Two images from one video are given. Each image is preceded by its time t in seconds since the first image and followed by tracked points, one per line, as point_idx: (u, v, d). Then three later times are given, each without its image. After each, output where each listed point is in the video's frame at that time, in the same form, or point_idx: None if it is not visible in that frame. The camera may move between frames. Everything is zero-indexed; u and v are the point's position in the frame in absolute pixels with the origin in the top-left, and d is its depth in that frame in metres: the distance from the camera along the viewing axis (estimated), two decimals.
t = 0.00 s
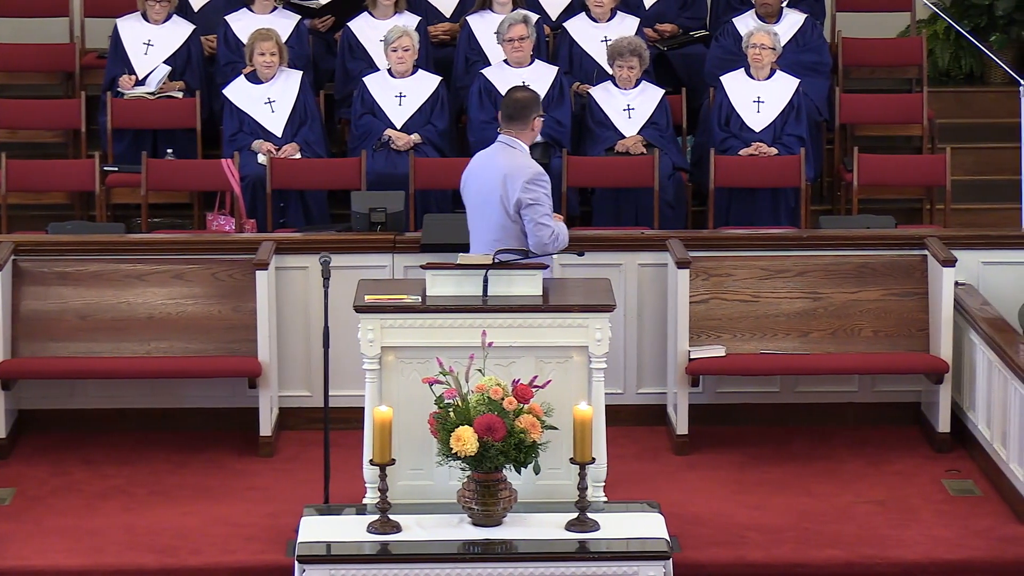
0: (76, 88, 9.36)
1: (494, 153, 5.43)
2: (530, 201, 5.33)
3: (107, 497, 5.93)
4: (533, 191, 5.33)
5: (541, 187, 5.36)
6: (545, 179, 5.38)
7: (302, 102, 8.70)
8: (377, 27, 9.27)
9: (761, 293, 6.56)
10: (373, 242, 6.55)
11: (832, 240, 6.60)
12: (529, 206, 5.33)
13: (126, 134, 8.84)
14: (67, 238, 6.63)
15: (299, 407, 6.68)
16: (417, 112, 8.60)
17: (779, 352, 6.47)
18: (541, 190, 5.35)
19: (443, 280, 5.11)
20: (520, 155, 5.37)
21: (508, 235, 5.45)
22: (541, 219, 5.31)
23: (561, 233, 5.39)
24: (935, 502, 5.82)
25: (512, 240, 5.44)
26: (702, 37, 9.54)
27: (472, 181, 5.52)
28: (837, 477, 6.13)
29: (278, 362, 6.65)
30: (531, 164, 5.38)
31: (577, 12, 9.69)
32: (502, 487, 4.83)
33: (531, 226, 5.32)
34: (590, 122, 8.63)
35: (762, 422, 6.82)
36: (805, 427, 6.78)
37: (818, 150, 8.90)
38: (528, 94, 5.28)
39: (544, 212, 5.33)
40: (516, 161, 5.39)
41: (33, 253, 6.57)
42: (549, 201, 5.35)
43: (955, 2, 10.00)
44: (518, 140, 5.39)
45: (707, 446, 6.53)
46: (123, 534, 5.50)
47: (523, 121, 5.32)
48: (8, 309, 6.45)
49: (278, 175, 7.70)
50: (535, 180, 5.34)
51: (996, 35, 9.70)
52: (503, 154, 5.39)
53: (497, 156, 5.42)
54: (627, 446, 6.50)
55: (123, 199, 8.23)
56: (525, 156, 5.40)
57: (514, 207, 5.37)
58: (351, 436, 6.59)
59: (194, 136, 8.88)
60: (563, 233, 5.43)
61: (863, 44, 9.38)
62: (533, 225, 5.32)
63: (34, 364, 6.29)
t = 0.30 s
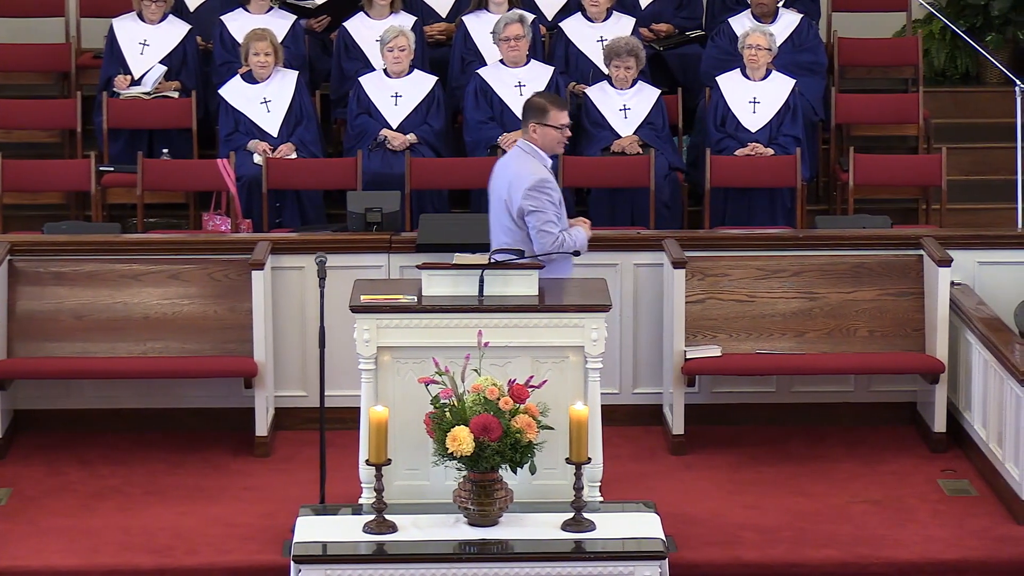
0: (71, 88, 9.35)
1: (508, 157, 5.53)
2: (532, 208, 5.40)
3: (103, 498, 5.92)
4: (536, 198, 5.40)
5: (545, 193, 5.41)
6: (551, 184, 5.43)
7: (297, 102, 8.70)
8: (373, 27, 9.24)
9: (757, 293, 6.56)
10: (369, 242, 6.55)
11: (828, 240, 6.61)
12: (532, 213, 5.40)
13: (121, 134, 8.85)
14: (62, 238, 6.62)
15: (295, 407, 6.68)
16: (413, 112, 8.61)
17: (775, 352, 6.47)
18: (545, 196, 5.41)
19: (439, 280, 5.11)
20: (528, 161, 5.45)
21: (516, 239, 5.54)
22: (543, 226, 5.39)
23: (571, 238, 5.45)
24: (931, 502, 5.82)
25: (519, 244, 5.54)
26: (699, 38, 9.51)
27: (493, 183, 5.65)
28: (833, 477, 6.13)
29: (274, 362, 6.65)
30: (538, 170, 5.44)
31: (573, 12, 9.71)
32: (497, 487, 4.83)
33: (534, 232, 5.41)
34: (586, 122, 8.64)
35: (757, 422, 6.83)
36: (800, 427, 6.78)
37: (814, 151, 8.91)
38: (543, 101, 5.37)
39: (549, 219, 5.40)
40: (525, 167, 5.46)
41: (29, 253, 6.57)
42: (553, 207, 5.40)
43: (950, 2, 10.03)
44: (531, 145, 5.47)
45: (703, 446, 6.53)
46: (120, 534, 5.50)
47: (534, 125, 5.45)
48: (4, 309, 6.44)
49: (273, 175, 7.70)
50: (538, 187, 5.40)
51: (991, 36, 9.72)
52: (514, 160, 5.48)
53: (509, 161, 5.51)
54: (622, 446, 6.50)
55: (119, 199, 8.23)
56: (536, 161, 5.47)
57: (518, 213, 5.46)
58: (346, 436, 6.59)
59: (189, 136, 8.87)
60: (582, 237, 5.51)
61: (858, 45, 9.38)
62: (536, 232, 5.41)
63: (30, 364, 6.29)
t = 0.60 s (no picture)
0: (65, 88, 9.35)
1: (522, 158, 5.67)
2: (523, 208, 5.53)
3: (96, 498, 5.92)
4: (527, 199, 5.51)
5: (537, 194, 5.50)
6: (545, 186, 5.51)
7: (291, 101, 8.69)
8: (367, 26, 9.26)
9: (750, 293, 6.56)
10: (363, 242, 6.55)
11: (822, 240, 6.61)
12: (522, 212, 5.53)
13: (115, 135, 8.85)
14: (56, 238, 6.62)
15: (289, 407, 6.68)
16: (406, 112, 8.60)
17: (769, 352, 6.47)
18: (536, 197, 5.50)
19: (433, 280, 5.12)
20: (531, 162, 5.56)
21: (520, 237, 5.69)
22: (530, 226, 5.51)
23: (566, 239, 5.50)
24: (925, 502, 5.82)
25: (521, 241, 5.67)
26: (692, 38, 9.53)
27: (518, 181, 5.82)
28: (826, 477, 6.13)
29: (267, 361, 6.65)
30: (537, 171, 5.54)
31: (567, 12, 9.71)
32: (491, 487, 4.83)
33: (523, 232, 5.53)
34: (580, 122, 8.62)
35: (752, 422, 6.83)
36: (794, 427, 6.79)
37: (808, 150, 8.90)
38: (550, 103, 5.28)
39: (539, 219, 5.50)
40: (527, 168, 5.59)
41: (22, 253, 6.56)
42: (543, 209, 5.49)
43: (944, 2, 10.04)
44: (540, 147, 5.57)
45: (697, 446, 6.53)
46: (114, 534, 5.50)
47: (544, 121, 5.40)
48: None
49: (267, 175, 7.69)
50: (530, 188, 5.51)
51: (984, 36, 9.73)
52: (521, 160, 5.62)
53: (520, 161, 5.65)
54: (616, 446, 6.50)
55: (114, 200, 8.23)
56: (540, 162, 5.56)
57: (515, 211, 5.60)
58: (340, 436, 6.59)
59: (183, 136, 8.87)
60: (584, 239, 5.54)
61: (853, 44, 9.39)
62: (525, 232, 5.53)
63: (24, 364, 6.29)
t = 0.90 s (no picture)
0: (53, 88, 9.35)
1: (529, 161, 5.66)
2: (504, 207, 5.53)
3: (83, 498, 5.91)
4: (506, 198, 5.50)
5: (515, 194, 5.48)
6: (523, 186, 5.48)
7: (279, 102, 8.70)
8: (355, 27, 9.27)
9: (738, 292, 6.56)
10: (350, 242, 6.55)
11: (810, 240, 6.61)
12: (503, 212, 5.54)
13: (102, 134, 8.84)
14: (42, 238, 6.61)
15: (277, 407, 6.68)
16: (394, 112, 8.61)
17: (756, 352, 6.47)
18: (514, 197, 5.49)
19: (421, 280, 5.11)
20: (524, 164, 5.56)
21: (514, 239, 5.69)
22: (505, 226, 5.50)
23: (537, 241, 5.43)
24: (912, 502, 5.82)
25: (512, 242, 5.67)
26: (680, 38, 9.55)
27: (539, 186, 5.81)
28: (813, 477, 6.13)
29: (255, 361, 6.65)
30: (522, 171, 5.52)
31: (555, 12, 9.72)
32: (479, 487, 4.82)
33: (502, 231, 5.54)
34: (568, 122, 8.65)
35: (740, 422, 6.83)
36: (781, 427, 6.80)
37: (795, 151, 8.92)
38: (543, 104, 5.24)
39: (515, 219, 5.47)
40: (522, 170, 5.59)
41: (9, 253, 6.55)
42: (517, 210, 5.46)
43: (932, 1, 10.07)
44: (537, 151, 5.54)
45: (684, 446, 6.53)
46: (100, 535, 5.49)
47: (539, 121, 5.37)
48: None
49: (255, 174, 7.70)
50: (511, 188, 5.50)
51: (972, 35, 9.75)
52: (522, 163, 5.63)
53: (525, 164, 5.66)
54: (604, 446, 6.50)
55: (101, 199, 8.23)
56: (529, 163, 5.54)
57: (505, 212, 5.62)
58: (327, 436, 6.59)
59: (171, 136, 8.88)
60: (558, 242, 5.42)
61: (840, 46, 9.37)
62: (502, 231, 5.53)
63: (10, 364, 6.28)
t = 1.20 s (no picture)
0: (41, 88, 9.35)
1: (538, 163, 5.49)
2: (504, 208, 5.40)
3: (71, 498, 5.89)
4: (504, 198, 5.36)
5: (510, 194, 5.33)
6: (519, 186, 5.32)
7: (267, 102, 8.71)
8: (343, 27, 9.27)
9: (727, 293, 6.57)
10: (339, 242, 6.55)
11: (798, 240, 6.59)
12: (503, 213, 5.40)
13: (91, 135, 8.84)
14: (28, 238, 6.60)
15: (265, 407, 6.68)
16: (382, 112, 8.62)
17: (745, 352, 6.48)
18: (509, 196, 5.33)
19: (409, 280, 5.08)
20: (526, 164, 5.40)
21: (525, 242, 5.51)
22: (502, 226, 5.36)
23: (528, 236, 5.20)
24: (901, 502, 5.81)
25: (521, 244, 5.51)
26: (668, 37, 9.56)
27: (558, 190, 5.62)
28: (801, 477, 6.13)
29: (244, 362, 6.65)
30: (520, 171, 5.36)
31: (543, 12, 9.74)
32: (468, 487, 4.77)
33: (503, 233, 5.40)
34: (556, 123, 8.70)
35: (729, 421, 6.83)
36: (769, 427, 6.80)
37: (784, 151, 8.95)
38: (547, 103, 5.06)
39: (510, 218, 5.29)
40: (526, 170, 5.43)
41: None
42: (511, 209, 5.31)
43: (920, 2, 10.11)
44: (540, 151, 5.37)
45: (673, 446, 6.53)
46: (89, 534, 5.48)
47: (543, 119, 5.19)
48: None
49: (244, 174, 7.69)
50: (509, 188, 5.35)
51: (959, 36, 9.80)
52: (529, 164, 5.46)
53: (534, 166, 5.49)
54: (593, 446, 6.50)
55: (90, 199, 8.24)
56: (530, 164, 5.36)
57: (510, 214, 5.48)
58: (316, 436, 6.59)
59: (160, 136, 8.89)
60: (547, 236, 5.14)
61: (829, 45, 9.39)
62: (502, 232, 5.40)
63: None
